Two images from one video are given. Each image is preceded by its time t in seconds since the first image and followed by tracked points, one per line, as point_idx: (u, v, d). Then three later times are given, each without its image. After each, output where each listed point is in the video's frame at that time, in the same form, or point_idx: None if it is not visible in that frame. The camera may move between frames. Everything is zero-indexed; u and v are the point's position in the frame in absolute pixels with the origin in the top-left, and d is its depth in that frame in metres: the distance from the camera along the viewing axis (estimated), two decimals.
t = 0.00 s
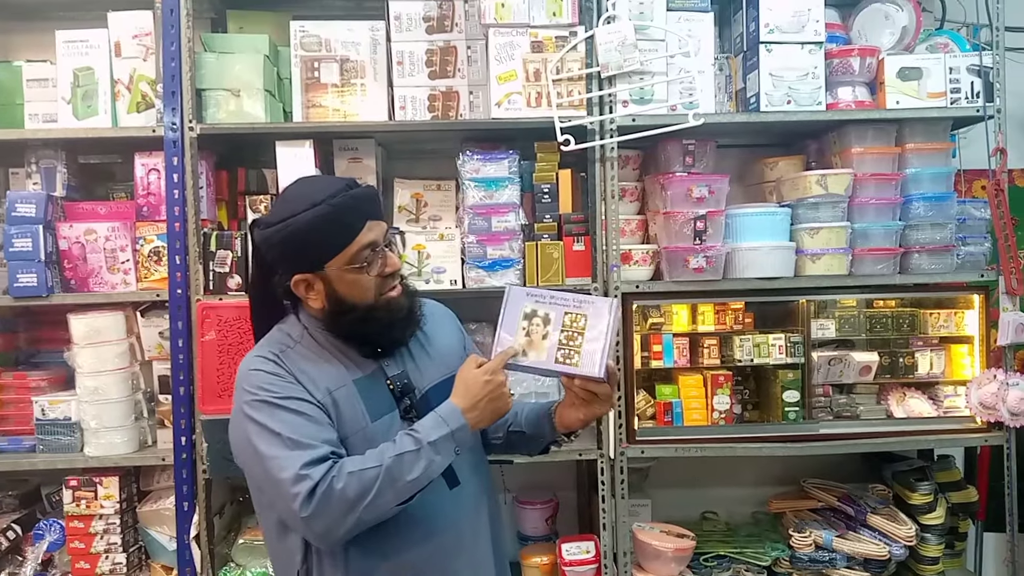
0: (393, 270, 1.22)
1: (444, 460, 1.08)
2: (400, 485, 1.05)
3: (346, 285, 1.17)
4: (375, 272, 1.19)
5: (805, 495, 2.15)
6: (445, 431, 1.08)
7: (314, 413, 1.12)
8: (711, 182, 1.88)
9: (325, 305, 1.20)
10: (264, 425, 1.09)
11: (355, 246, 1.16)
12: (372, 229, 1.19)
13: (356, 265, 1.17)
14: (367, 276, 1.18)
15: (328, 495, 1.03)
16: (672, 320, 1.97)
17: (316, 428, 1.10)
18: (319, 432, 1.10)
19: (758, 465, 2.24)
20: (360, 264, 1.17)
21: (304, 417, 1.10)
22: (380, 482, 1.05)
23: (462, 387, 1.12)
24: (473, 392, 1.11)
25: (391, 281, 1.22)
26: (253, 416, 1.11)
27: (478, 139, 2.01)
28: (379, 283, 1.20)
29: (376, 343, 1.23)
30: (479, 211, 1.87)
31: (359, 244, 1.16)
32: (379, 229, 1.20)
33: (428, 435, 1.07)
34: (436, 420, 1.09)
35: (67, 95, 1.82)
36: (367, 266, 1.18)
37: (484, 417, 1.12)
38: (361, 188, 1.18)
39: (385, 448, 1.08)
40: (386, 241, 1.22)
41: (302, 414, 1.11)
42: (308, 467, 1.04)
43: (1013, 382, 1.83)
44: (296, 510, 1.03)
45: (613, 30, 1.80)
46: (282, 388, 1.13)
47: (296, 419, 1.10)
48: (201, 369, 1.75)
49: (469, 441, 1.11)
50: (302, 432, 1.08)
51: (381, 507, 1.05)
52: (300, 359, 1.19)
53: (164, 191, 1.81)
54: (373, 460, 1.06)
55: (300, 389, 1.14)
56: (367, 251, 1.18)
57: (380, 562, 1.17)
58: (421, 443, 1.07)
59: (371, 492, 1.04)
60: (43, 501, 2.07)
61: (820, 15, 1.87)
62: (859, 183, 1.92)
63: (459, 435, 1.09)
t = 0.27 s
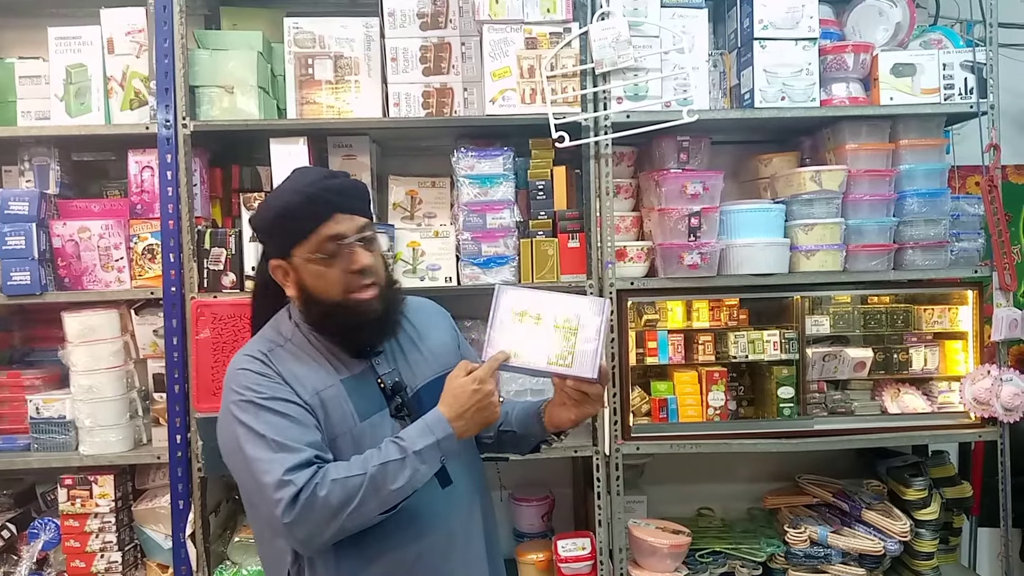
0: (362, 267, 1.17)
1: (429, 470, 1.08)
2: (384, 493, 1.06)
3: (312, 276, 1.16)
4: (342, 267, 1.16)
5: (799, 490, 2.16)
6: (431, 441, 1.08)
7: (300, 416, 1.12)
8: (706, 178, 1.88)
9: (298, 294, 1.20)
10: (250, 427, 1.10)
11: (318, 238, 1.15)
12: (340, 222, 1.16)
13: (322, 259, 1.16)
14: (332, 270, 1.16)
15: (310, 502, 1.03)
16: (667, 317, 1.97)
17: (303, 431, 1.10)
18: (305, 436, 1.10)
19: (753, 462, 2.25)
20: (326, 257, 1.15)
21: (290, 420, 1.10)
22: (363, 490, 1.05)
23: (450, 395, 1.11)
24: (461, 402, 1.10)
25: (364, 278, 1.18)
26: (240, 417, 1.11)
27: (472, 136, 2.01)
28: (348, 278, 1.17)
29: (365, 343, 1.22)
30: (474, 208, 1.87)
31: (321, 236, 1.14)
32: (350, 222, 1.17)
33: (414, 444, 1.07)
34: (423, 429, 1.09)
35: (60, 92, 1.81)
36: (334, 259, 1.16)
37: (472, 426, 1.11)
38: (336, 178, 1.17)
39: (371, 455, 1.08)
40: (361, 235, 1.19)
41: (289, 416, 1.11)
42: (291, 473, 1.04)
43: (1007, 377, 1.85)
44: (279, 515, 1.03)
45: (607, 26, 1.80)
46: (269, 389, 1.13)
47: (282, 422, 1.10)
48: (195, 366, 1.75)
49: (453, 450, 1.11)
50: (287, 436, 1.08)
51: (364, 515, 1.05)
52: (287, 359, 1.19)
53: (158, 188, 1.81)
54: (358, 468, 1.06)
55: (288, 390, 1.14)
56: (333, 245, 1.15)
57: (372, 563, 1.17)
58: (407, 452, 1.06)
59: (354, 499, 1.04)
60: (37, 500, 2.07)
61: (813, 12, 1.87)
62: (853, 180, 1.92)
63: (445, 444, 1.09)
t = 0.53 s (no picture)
0: (326, 257, 1.21)
1: (412, 469, 1.07)
2: (367, 490, 1.05)
3: (286, 260, 1.24)
4: (309, 254, 1.22)
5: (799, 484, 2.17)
6: (416, 440, 1.07)
7: (289, 406, 1.12)
8: (706, 171, 1.88)
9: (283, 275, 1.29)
10: (239, 416, 1.11)
11: (291, 224, 1.22)
12: (311, 211, 1.21)
13: (296, 245, 1.23)
14: (301, 256, 1.22)
15: (291, 495, 1.03)
16: (667, 310, 1.97)
17: (289, 421, 1.11)
18: (291, 427, 1.10)
19: (753, 455, 2.25)
20: (300, 243, 1.22)
21: (278, 411, 1.11)
22: (345, 486, 1.04)
23: (438, 396, 1.09)
24: (449, 403, 1.09)
25: (330, 268, 1.22)
26: (230, 405, 1.13)
27: (471, 129, 2.01)
28: (315, 266, 1.21)
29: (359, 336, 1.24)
30: (473, 201, 1.86)
31: (292, 222, 1.21)
32: (321, 211, 1.22)
33: (398, 442, 1.06)
34: (409, 428, 1.08)
35: (57, 85, 1.80)
36: (304, 245, 1.22)
37: (459, 427, 1.10)
38: (317, 168, 1.23)
39: (356, 451, 1.07)
40: (334, 226, 1.23)
41: (277, 406, 1.11)
42: (274, 464, 1.04)
43: (1006, 370, 1.84)
44: (262, 505, 1.04)
45: (606, 19, 1.79)
46: (260, 379, 1.14)
47: (270, 412, 1.10)
48: (195, 360, 1.74)
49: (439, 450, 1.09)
50: (273, 427, 1.09)
51: (344, 511, 1.05)
52: (280, 349, 1.21)
53: (157, 182, 1.81)
54: (342, 463, 1.05)
55: (278, 380, 1.15)
56: (304, 232, 1.22)
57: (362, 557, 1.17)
58: (391, 450, 1.06)
59: (336, 494, 1.04)
60: (37, 494, 2.06)
61: (813, 4, 1.87)
62: (852, 173, 1.92)
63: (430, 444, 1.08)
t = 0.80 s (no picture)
0: (321, 259, 1.21)
1: (399, 472, 1.07)
2: (354, 492, 1.05)
3: (283, 264, 1.24)
4: (304, 257, 1.22)
5: (801, 483, 2.17)
6: (405, 443, 1.07)
7: (281, 407, 1.13)
8: (706, 172, 1.88)
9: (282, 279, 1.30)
10: (233, 416, 1.13)
11: (286, 228, 1.22)
12: (305, 214, 1.22)
13: (291, 248, 1.23)
14: (296, 259, 1.22)
15: (278, 495, 1.04)
16: (668, 311, 1.97)
17: (281, 422, 1.12)
18: (283, 428, 1.11)
19: (755, 455, 2.25)
20: (295, 246, 1.23)
21: (271, 412, 1.12)
22: (332, 488, 1.04)
23: (428, 399, 1.09)
24: (439, 406, 1.08)
25: (324, 270, 1.21)
26: (225, 405, 1.14)
27: (472, 131, 2.01)
28: (309, 269, 1.22)
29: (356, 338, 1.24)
30: (474, 203, 1.87)
31: (286, 226, 1.22)
32: (315, 215, 1.22)
33: (386, 444, 1.07)
34: (398, 430, 1.08)
35: (59, 89, 1.81)
36: (299, 248, 1.23)
37: (449, 430, 1.09)
38: (312, 172, 1.24)
39: (345, 453, 1.08)
40: (328, 229, 1.23)
41: (269, 407, 1.12)
42: (263, 465, 1.06)
43: (1008, 369, 1.84)
44: (251, 505, 1.05)
45: (606, 20, 1.80)
46: (255, 380, 1.15)
47: (262, 413, 1.11)
48: (198, 363, 1.75)
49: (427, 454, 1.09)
50: (263, 428, 1.10)
51: (331, 512, 1.05)
52: (276, 351, 1.22)
53: (158, 185, 1.81)
54: (330, 465, 1.06)
55: (272, 382, 1.17)
56: (299, 235, 1.22)
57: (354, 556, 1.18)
58: (379, 452, 1.06)
59: (323, 496, 1.04)
60: (40, 497, 2.07)
61: (813, 4, 1.87)
62: (853, 172, 1.92)
63: (418, 447, 1.07)
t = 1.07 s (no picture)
0: (315, 255, 1.20)
1: (382, 471, 1.07)
2: (336, 490, 1.06)
3: (278, 260, 1.24)
4: (299, 253, 1.22)
5: (799, 479, 2.16)
6: (390, 442, 1.07)
7: (270, 403, 1.14)
8: (705, 168, 1.88)
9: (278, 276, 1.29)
10: (222, 410, 1.13)
11: (281, 224, 1.22)
12: (300, 211, 1.22)
13: (286, 244, 1.23)
14: (291, 255, 1.22)
15: (262, 491, 1.05)
16: (666, 307, 1.96)
17: (269, 418, 1.12)
18: (270, 424, 1.11)
19: (754, 451, 2.25)
20: (290, 242, 1.23)
21: (259, 407, 1.12)
22: (315, 485, 1.05)
23: (414, 400, 1.09)
24: (425, 407, 1.09)
25: (318, 266, 1.21)
26: (216, 399, 1.15)
27: (470, 127, 2.01)
28: (304, 265, 1.22)
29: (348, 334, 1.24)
30: (472, 199, 1.86)
31: (281, 222, 1.22)
32: (311, 212, 1.22)
33: (371, 444, 1.07)
34: (383, 430, 1.08)
35: (56, 84, 1.80)
36: (294, 244, 1.22)
37: (436, 431, 1.10)
38: (308, 168, 1.24)
39: (330, 451, 1.08)
40: (323, 225, 1.22)
41: (258, 403, 1.13)
42: (249, 460, 1.06)
43: (1006, 365, 1.85)
44: (235, 499, 1.06)
45: (605, 16, 1.79)
46: (245, 376, 1.16)
47: (250, 408, 1.12)
48: (196, 359, 1.74)
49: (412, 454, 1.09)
50: (251, 423, 1.10)
51: (314, 509, 1.06)
52: (268, 346, 1.22)
53: (156, 181, 1.81)
54: (314, 462, 1.06)
55: (263, 377, 1.17)
56: (294, 232, 1.22)
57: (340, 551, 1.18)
58: (363, 451, 1.07)
59: (306, 492, 1.05)
60: (39, 493, 2.07)
61: None
62: (852, 168, 1.92)
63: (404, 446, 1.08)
